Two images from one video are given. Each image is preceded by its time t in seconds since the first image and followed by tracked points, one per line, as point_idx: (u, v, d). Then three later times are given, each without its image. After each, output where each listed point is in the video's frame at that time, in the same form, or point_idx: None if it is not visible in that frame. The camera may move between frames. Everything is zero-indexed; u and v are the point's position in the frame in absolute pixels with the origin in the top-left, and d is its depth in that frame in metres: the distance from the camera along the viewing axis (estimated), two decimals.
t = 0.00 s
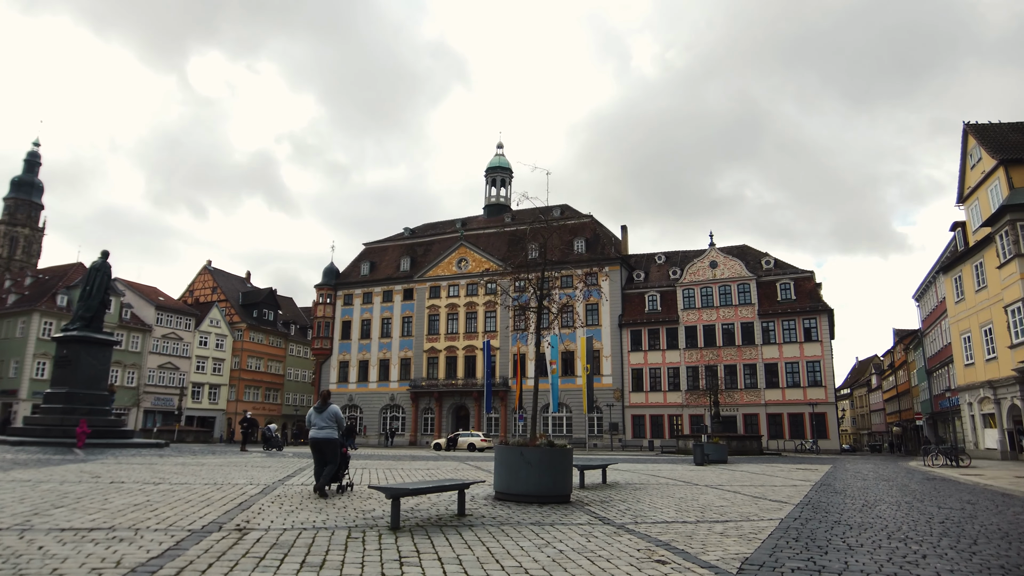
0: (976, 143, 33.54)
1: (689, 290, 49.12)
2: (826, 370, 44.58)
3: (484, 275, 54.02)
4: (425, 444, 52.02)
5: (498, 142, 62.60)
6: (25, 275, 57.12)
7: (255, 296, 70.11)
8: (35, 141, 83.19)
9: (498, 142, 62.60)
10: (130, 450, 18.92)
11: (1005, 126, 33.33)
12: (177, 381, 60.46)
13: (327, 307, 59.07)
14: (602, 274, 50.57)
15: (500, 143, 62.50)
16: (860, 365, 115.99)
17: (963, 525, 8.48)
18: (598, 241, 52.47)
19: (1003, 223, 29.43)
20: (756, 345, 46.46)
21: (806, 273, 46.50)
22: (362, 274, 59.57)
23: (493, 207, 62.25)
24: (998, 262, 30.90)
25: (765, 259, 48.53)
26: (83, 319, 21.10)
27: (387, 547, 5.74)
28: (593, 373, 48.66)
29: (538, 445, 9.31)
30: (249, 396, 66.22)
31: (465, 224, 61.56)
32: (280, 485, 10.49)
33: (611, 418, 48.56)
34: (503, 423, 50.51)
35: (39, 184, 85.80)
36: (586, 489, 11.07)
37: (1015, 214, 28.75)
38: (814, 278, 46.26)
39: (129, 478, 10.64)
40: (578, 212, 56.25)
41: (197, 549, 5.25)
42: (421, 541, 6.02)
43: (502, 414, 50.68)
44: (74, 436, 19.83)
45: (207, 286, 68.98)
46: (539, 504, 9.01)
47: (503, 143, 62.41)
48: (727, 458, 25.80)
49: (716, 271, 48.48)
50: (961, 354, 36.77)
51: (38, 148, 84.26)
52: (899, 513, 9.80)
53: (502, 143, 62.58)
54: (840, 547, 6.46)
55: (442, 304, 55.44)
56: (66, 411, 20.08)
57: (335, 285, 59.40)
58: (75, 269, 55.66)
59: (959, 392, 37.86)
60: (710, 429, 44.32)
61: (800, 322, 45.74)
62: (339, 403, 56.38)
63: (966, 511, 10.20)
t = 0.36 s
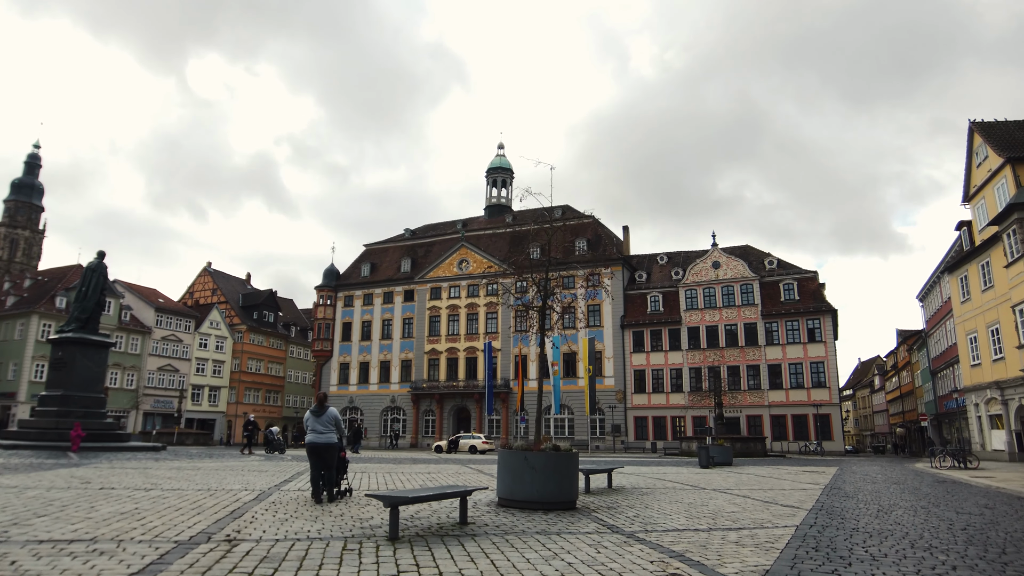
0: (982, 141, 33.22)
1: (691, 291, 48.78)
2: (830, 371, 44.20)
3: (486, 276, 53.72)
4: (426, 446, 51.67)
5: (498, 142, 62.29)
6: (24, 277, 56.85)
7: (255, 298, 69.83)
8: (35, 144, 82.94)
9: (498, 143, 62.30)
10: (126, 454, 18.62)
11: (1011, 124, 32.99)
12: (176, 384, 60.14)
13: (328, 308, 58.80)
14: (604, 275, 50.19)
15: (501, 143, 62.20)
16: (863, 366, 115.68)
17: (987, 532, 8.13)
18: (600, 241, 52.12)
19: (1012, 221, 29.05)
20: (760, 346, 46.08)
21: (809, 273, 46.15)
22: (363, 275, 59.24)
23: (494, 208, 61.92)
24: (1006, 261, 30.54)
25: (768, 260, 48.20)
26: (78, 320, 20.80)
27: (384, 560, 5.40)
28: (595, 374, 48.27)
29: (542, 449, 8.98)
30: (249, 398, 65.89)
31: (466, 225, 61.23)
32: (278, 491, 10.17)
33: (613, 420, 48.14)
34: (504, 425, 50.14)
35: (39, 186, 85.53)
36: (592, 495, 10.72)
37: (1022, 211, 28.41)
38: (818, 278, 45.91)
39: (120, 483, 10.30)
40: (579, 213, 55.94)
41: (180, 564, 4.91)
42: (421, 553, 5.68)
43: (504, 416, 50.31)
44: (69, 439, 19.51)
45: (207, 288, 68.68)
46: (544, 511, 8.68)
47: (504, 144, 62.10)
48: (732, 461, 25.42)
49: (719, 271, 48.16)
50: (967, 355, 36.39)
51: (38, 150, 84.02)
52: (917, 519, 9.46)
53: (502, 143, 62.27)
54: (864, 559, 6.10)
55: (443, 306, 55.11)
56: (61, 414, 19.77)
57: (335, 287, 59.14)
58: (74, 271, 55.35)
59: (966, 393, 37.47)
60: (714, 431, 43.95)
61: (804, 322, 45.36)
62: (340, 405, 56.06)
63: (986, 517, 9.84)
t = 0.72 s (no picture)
0: (986, 140, 32.98)
1: (693, 292, 48.50)
2: (833, 373, 43.90)
3: (487, 278, 53.49)
4: (428, 450, 51.36)
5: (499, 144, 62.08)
6: (24, 280, 56.65)
7: (256, 301, 69.60)
8: (35, 147, 82.80)
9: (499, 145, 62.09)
10: (123, 457, 18.36)
11: (1016, 123, 32.74)
12: (177, 387, 59.88)
13: (328, 311, 58.54)
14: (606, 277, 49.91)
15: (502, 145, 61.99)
16: (865, 369, 115.38)
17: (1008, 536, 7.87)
18: (602, 243, 51.87)
19: (1018, 221, 28.74)
20: (763, 348, 45.79)
21: (812, 274, 45.87)
22: (363, 278, 58.97)
23: (495, 210, 61.65)
24: (1012, 261, 30.24)
25: (771, 261, 47.93)
26: (75, 322, 20.57)
27: (385, 566, 5.14)
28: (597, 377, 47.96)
29: (547, 451, 8.73)
30: (249, 401, 65.60)
31: (467, 227, 60.99)
32: (275, 494, 9.89)
33: (616, 423, 47.83)
34: (506, 428, 49.79)
35: (40, 190, 85.37)
36: (599, 498, 10.44)
37: None
38: (821, 280, 45.63)
39: (113, 487, 10.03)
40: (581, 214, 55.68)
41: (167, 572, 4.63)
42: (424, 559, 5.42)
43: (505, 419, 49.98)
44: (65, 442, 19.24)
45: (207, 291, 68.46)
46: (551, 515, 8.42)
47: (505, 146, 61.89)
48: (737, 464, 25.12)
49: (721, 273, 47.88)
50: (973, 356, 36.08)
51: (39, 153, 83.83)
52: (935, 522, 9.19)
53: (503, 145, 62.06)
54: (888, 564, 5.83)
55: (444, 308, 54.86)
56: (58, 417, 19.50)
57: (336, 289, 58.89)
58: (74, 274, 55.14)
59: (971, 395, 37.14)
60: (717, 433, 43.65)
61: (807, 324, 45.07)
62: (341, 408, 55.79)
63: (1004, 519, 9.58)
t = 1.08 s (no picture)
0: (989, 140, 32.75)
1: (693, 293, 48.23)
2: (834, 374, 43.64)
3: (486, 279, 53.21)
4: (426, 451, 51.01)
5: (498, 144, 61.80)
6: (19, 280, 56.26)
7: (253, 301, 69.23)
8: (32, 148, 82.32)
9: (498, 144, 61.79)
10: (116, 460, 18.01)
11: (1019, 123, 32.51)
12: (173, 388, 59.49)
13: (326, 311, 58.15)
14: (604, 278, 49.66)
15: (501, 145, 61.70)
16: (864, 370, 115.30)
17: None
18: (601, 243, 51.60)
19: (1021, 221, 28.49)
20: (763, 349, 45.52)
21: (813, 275, 45.61)
22: (361, 278, 58.64)
23: (494, 210, 61.32)
24: (1015, 262, 30.00)
25: (771, 261, 47.68)
26: (68, 322, 20.26)
27: None
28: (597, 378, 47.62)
29: (550, 455, 8.44)
30: (247, 402, 65.21)
31: (465, 227, 60.70)
32: (269, 499, 9.56)
33: (615, 424, 47.56)
34: (504, 429, 49.45)
35: (37, 190, 84.87)
36: (602, 503, 10.17)
37: None
38: (821, 280, 45.38)
39: (101, 492, 9.71)
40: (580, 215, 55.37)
41: None
42: (424, 572, 5.12)
43: (504, 420, 49.65)
44: (56, 444, 18.91)
45: (205, 291, 68.07)
46: (554, 522, 8.11)
47: (503, 146, 61.60)
48: (739, 465, 24.81)
49: (721, 273, 47.62)
50: (974, 357, 35.83)
51: (36, 153, 83.35)
52: (949, 528, 8.91)
53: (502, 145, 61.77)
54: None
55: (443, 309, 54.53)
56: (49, 419, 19.17)
57: (334, 290, 58.54)
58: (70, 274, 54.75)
59: (973, 396, 36.87)
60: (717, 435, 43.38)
61: (808, 325, 44.81)
62: (339, 409, 55.45)
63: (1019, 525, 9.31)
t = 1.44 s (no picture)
0: (989, 137, 32.55)
1: (691, 292, 47.96)
2: (833, 373, 43.43)
3: (483, 278, 52.89)
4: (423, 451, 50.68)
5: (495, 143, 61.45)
6: (12, 279, 55.76)
7: (249, 300, 68.77)
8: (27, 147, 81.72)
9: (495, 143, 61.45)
10: (106, 460, 17.65)
11: (1019, 120, 32.31)
12: (168, 388, 59.06)
13: (322, 310, 57.76)
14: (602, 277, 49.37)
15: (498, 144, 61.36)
16: (861, 369, 115.19)
17: None
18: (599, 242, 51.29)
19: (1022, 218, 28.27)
20: (761, 348, 45.28)
21: (811, 273, 45.38)
22: (358, 277, 58.29)
23: (491, 209, 60.97)
24: (1016, 259, 29.78)
25: (769, 260, 47.44)
26: (58, 320, 19.89)
27: None
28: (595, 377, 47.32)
29: (550, 452, 8.15)
30: (242, 402, 64.75)
31: (462, 226, 60.35)
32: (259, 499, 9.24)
33: (613, 423, 47.28)
34: (501, 429, 49.14)
35: (32, 189, 84.25)
36: (604, 502, 9.86)
37: None
38: (820, 278, 45.15)
39: (85, 492, 9.38)
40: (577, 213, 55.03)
41: None
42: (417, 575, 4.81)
43: (501, 420, 49.35)
44: (45, 444, 18.55)
45: (200, 290, 67.61)
46: (554, 522, 7.81)
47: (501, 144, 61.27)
48: (739, 464, 24.50)
49: (719, 272, 47.36)
50: (975, 355, 35.61)
51: (30, 152, 82.69)
52: (962, 527, 8.62)
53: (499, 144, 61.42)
54: None
55: (440, 308, 54.21)
56: (38, 418, 18.83)
57: (330, 289, 58.16)
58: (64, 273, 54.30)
59: (973, 394, 36.66)
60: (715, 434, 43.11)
61: (806, 323, 44.57)
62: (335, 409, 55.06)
63: None
